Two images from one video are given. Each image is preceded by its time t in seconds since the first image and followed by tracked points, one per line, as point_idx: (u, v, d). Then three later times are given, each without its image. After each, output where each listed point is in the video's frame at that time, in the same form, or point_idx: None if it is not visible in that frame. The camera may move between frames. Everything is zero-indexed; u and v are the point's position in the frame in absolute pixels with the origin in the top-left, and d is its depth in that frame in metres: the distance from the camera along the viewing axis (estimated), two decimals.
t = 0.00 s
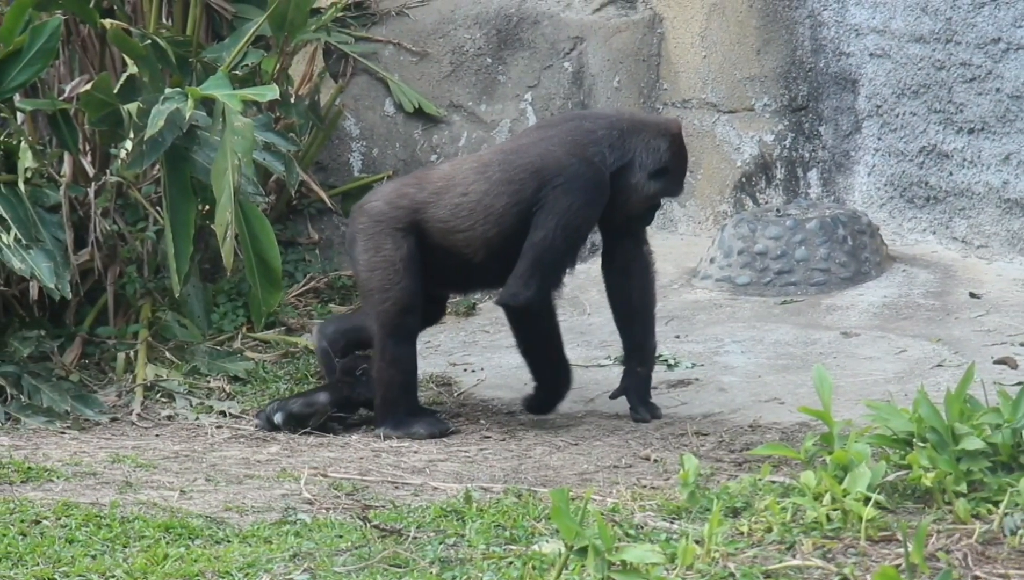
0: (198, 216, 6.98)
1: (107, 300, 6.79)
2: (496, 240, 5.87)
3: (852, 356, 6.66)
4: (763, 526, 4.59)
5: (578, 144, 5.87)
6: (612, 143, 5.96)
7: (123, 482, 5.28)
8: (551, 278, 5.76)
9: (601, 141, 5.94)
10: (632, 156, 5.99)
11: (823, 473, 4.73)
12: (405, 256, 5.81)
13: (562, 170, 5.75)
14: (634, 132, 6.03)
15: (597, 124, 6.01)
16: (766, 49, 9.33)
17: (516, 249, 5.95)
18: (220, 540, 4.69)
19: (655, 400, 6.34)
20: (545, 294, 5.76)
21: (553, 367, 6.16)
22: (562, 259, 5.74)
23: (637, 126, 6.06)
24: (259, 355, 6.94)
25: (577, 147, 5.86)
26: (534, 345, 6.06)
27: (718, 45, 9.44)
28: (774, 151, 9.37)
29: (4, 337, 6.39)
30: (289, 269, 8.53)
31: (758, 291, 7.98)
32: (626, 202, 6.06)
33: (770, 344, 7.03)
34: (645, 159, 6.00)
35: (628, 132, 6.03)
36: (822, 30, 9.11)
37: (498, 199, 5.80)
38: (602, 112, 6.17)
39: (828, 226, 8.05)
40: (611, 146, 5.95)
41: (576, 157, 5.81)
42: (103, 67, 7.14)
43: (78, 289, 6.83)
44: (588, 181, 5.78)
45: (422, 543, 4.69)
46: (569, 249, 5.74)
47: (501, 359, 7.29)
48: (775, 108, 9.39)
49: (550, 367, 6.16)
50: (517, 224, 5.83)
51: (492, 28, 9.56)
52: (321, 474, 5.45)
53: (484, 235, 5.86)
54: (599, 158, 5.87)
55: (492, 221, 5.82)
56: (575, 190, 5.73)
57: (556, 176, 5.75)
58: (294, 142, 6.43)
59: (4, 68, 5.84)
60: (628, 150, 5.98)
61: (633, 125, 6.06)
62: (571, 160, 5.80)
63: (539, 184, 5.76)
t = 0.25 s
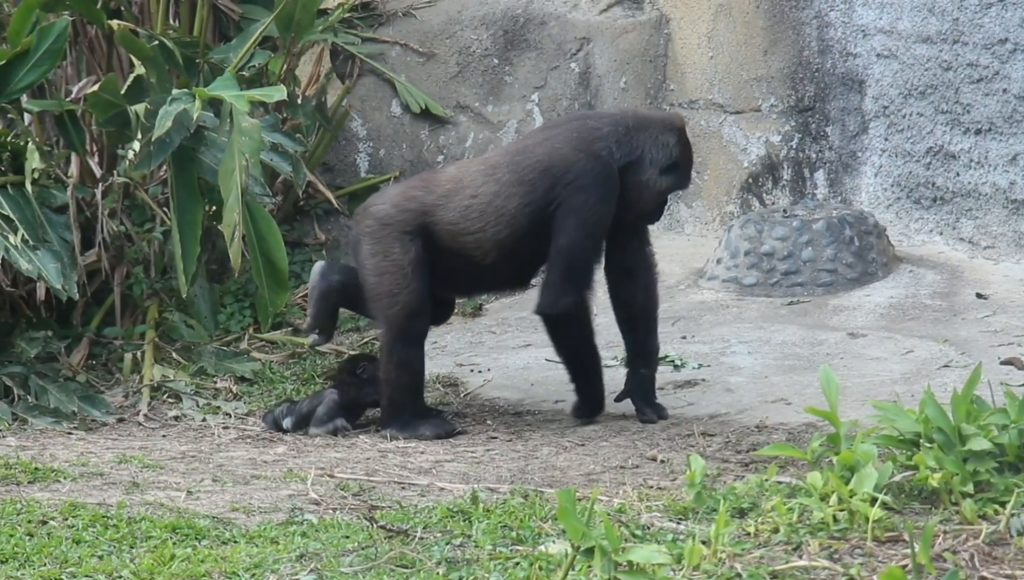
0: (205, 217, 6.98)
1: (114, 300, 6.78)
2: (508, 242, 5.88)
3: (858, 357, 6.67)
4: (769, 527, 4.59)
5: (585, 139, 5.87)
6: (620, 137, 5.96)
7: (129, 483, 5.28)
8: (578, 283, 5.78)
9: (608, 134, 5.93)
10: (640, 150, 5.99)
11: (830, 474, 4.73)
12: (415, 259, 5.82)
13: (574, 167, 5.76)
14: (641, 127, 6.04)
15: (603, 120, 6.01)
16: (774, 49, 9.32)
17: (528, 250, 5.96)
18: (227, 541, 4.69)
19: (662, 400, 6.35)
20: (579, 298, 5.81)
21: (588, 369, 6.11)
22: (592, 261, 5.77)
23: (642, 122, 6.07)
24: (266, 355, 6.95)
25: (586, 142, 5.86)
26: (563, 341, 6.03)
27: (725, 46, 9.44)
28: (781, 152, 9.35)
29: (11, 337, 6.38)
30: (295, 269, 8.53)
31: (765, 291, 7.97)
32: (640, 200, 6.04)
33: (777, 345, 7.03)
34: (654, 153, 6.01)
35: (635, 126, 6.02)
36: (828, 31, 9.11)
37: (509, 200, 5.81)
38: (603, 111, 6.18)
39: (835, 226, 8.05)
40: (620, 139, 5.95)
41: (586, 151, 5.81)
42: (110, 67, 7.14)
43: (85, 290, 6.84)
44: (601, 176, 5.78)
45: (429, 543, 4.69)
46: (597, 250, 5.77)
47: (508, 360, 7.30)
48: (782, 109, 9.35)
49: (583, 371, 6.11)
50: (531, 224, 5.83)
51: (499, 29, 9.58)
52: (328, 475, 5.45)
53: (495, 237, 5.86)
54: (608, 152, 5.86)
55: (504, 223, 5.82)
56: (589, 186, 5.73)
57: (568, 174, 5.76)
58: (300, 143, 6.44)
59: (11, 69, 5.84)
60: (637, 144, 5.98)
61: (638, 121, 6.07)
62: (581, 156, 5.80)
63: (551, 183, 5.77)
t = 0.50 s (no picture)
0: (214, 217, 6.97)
1: (123, 299, 6.78)
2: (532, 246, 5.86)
3: (868, 356, 6.67)
4: (779, 526, 4.58)
5: (599, 134, 5.95)
6: (632, 130, 6.04)
7: (139, 482, 5.29)
8: (617, 280, 5.97)
9: (621, 128, 6.02)
10: (652, 142, 6.08)
11: (839, 473, 4.73)
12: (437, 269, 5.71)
13: (598, 164, 5.85)
14: (647, 118, 6.14)
15: (608, 116, 6.09)
16: (782, 48, 9.35)
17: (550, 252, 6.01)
18: (236, 540, 4.70)
19: (671, 400, 6.35)
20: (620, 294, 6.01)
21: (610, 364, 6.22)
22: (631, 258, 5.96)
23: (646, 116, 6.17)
24: (275, 355, 6.96)
25: (602, 138, 5.94)
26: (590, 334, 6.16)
27: (733, 45, 9.49)
28: (789, 151, 9.39)
29: (21, 337, 6.36)
30: (304, 269, 8.53)
31: (773, 290, 7.97)
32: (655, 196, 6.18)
33: (786, 344, 7.02)
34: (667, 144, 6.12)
35: (642, 120, 6.13)
36: (837, 30, 9.11)
37: (536, 203, 5.82)
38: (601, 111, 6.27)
39: (844, 225, 8.05)
40: (633, 131, 6.03)
41: (603, 147, 5.91)
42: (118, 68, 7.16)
43: (94, 289, 6.84)
44: (624, 169, 5.88)
45: (438, 542, 4.69)
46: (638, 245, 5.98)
47: (517, 359, 7.30)
48: (790, 108, 9.39)
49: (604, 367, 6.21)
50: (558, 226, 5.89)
51: (508, 28, 9.57)
52: (337, 474, 5.45)
53: (520, 241, 5.84)
54: (625, 145, 5.96)
55: (532, 226, 5.82)
56: (616, 183, 5.84)
57: (592, 172, 5.84)
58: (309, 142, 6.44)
59: (20, 69, 5.85)
60: (649, 135, 6.08)
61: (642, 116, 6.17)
62: (600, 151, 5.89)
63: (576, 183, 5.85)
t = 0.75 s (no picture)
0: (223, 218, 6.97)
1: (132, 300, 6.79)
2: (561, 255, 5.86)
3: (878, 356, 6.66)
4: (787, 526, 4.58)
5: (590, 131, 6.05)
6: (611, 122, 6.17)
7: (147, 482, 5.29)
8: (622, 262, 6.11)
9: (601, 122, 6.14)
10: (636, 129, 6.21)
11: (848, 473, 4.72)
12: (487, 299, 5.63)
13: (608, 157, 5.96)
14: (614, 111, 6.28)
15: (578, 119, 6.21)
16: (791, 49, 9.35)
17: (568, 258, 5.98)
18: (245, 540, 4.70)
19: (679, 400, 6.35)
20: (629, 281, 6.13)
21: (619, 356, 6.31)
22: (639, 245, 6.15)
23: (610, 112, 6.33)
24: (283, 356, 6.96)
25: (596, 133, 6.04)
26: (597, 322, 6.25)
27: (742, 45, 9.47)
28: (798, 151, 9.38)
29: (29, 337, 6.36)
30: (312, 269, 8.53)
31: (781, 291, 7.96)
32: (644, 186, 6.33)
33: (794, 345, 7.02)
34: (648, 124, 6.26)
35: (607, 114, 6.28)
36: (846, 30, 9.14)
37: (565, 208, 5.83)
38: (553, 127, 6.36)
39: (851, 226, 8.05)
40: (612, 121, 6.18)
41: (602, 140, 6.02)
42: (128, 68, 7.13)
43: (103, 290, 6.84)
44: (629, 158, 6.02)
45: (446, 542, 4.69)
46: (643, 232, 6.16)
47: (525, 360, 7.30)
48: (799, 108, 9.39)
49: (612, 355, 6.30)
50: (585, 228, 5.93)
51: (517, 29, 9.57)
52: (345, 474, 5.45)
53: (558, 252, 5.83)
54: (617, 136, 6.07)
55: (566, 231, 5.84)
56: (633, 168, 5.96)
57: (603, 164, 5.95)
58: (317, 142, 6.45)
59: (29, 70, 5.85)
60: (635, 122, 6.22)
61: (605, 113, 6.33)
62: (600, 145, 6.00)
63: (594, 181, 5.92)
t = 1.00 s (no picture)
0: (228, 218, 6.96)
1: (136, 299, 6.79)
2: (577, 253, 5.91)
3: (883, 356, 6.66)
4: (792, 526, 4.58)
5: (567, 138, 6.13)
6: (578, 126, 6.28)
7: (152, 482, 5.29)
8: (619, 260, 6.20)
9: (570, 127, 6.25)
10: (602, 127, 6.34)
11: (852, 473, 4.72)
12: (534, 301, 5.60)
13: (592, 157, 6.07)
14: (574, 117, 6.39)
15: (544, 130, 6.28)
16: (797, 48, 9.36)
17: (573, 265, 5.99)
18: (249, 540, 4.70)
19: (684, 400, 6.35)
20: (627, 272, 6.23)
21: (619, 355, 6.33)
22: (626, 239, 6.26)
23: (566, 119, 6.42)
24: (288, 355, 6.96)
25: (575, 138, 6.13)
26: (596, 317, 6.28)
27: (746, 45, 9.53)
28: (803, 151, 9.44)
29: (34, 336, 6.37)
30: (317, 269, 8.53)
31: (786, 290, 7.96)
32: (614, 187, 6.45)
33: (799, 344, 7.02)
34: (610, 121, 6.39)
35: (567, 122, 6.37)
36: (851, 29, 9.11)
37: (573, 210, 5.89)
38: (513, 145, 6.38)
39: (856, 225, 8.05)
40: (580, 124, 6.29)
41: (583, 141, 6.12)
42: (133, 67, 7.10)
43: (107, 289, 6.85)
44: (607, 156, 6.15)
45: (451, 542, 4.69)
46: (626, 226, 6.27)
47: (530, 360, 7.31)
48: (804, 108, 9.42)
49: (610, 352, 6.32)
50: (591, 227, 6.01)
51: (521, 28, 9.54)
52: (350, 474, 5.45)
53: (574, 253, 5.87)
54: (590, 136, 6.18)
55: (578, 231, 5.90)
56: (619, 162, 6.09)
57: (593, 163, 6.06)
58: (322, 142, 6.46)
59: (34, 70, 5.85)
60: (601, 121, 6.34)
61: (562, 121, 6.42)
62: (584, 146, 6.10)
63: (590, 181, 6.01)
